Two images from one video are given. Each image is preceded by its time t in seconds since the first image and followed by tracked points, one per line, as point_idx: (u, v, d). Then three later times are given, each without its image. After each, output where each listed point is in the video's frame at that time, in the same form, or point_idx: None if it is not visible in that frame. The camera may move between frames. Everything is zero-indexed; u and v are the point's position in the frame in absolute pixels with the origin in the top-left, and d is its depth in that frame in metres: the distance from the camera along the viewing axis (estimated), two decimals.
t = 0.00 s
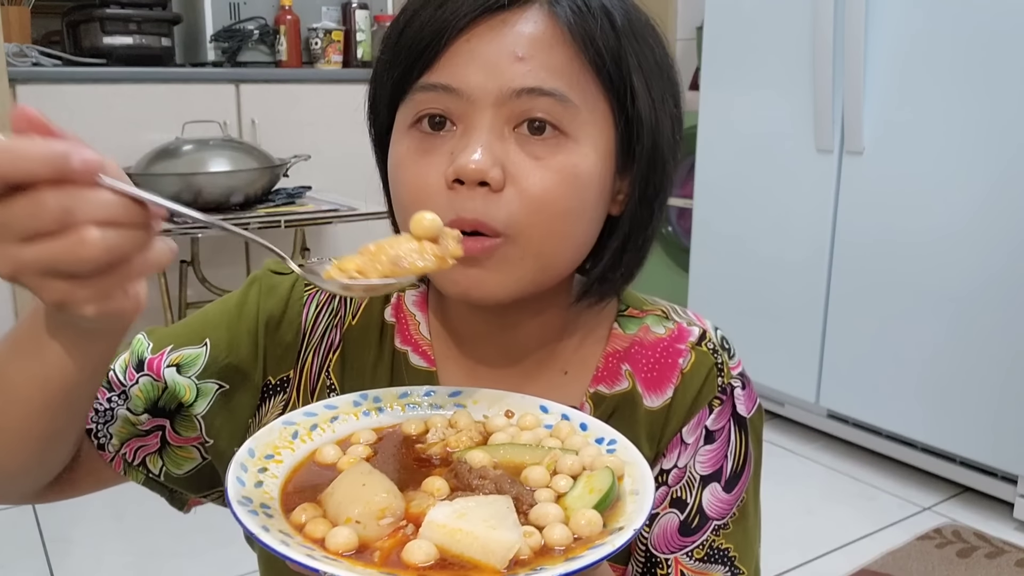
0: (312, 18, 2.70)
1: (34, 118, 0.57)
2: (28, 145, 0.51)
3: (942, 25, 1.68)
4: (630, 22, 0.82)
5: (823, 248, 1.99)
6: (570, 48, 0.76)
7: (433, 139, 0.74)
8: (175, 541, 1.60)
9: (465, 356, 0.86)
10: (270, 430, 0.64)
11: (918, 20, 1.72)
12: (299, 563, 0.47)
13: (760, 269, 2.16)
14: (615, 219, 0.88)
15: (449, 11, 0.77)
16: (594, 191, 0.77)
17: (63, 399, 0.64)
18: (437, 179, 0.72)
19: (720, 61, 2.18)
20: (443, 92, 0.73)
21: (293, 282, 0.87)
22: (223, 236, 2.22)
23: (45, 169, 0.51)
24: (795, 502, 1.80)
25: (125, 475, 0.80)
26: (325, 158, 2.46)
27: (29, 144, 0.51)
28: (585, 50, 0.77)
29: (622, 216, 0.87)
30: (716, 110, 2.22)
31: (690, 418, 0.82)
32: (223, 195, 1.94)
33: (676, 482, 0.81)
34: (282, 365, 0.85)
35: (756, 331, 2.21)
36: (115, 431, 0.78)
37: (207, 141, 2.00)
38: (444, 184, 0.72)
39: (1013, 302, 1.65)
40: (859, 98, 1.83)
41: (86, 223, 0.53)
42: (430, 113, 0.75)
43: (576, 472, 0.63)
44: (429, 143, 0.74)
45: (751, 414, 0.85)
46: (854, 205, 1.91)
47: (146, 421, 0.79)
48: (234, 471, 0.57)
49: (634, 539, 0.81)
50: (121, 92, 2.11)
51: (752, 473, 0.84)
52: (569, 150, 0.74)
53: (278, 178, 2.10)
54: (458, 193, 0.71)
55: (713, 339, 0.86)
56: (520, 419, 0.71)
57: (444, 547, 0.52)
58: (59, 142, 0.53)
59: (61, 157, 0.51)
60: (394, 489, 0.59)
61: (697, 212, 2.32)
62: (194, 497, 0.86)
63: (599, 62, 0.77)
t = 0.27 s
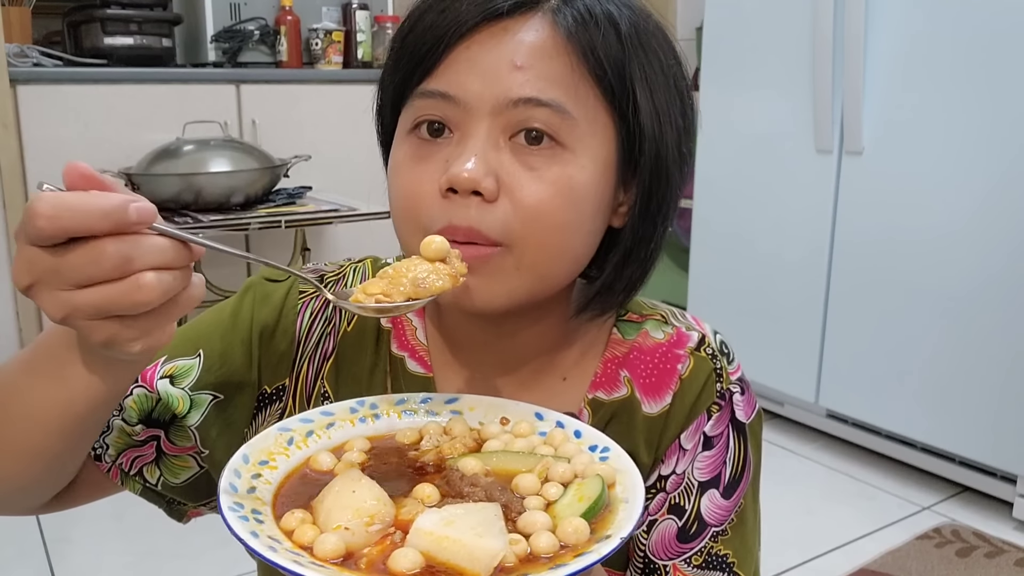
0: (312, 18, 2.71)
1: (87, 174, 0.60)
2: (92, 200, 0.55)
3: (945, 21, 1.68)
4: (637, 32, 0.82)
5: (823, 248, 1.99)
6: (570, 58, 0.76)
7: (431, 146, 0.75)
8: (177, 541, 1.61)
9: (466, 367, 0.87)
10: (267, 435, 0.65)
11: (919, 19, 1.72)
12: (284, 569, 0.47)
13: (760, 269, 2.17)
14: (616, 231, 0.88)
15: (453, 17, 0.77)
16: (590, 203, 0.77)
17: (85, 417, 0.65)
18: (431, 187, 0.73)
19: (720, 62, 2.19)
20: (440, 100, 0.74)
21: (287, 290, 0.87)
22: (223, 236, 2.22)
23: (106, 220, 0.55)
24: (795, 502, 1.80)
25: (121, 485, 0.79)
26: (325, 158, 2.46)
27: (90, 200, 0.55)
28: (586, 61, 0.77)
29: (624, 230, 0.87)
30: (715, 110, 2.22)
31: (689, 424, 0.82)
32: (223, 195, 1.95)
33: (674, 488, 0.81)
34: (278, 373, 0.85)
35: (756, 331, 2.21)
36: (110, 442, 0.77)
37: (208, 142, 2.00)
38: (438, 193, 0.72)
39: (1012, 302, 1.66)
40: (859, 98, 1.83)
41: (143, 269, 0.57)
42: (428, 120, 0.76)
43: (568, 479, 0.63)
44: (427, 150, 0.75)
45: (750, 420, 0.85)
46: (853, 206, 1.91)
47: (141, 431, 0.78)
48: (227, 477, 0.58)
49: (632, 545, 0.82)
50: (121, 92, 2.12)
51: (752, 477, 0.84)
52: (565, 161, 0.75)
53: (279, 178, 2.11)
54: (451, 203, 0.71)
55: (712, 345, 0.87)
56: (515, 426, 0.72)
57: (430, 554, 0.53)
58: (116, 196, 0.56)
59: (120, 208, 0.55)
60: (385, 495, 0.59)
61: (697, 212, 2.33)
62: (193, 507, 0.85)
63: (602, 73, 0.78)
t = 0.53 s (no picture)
0: (312, 18, 2.71)
1: (111, 191, 0.60)
2: (119, 215, 0.55)
3: (945, 20, 1.68)
4: (637, 34, 0.81)
5: (823, 248, 1.99)
6: (567, 61, 0.76)
7: (428, 149, 0.75)
8: (177, 541, 1.60)
9: (466, 368, 0.86)
10: (268, 426, 0.65)
11: (919, 18, 1.72)
12: (275, 553, 0.47)
13: (760, 269, 2.17)
14: (617, 234, 0.87)
15: (450, 19, 0.77)
16: (587, 208, 0.76)
17: (95, 423, 0.65)
18: (427, 192, 0.73)
19: (720, 61, 2.19)
20: (437, 102, 0.74)
21: (287, 292, 0.87)
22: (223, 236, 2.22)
23: (131, 237, 0.55)
24: (795, 502, 1.80)
25: (122, 487, 0.79)
26: (326, 158, 2.46)
27: (116, 216, 0.55)
28: (584, 64, 0.76)
29: (624, 236, 0.86)
30: (715, 110, 2.22)
31: (689, 424, 0.82)
32: (223, 195, 1.95)
33: (673, 488, 0.81)
34: (278, 375, 0.85)
35: (756, 331, 2.21)
36: (110, 444, 0.77)
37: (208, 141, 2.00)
38: (434, 198, 0.72)
39: (1012, 301, 1.66)
40: (859, 97, 1.83)
41: (167, 282, 0.57)
42: (425, 124, 0.76)
43: (563, 473, 0.64)
44: (424, 154, 0.75)
45: (750, 420, 0.86)
46: (853, 205, 1.91)
47: (141, 433, 0.78)
48: (226, 464, 0.58)
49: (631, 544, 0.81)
50: (121, 92, 2.12)
51: (751, 476, 0.85)
52: (562, 165, 0.74)
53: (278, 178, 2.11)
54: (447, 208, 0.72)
55: (712, 345, 0.87)
56: (514, 420, 0.72)
57: (421, 543, 0.53)
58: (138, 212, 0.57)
59: (144, 224, 0.55)
60: (381, 485, 0.60)
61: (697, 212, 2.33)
62: (193, 509, 0.85)
63: (599, 76, 0.77)
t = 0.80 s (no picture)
0: (312, 18, 2.71)
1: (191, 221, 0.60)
2: (206, 242, 0.55)
3: (943, 20, 1.68)
4: (616, 40, 0.77)
5: (823, 248, 1.99)
6: (541, 79, 0.72)
7: (403, 173, 0.72)
8: (177, 541, 1.60)
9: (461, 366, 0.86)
10: (271, 429, 0.65)
11: (918, 19, 1.72)
12: (281, 554, 0.47)
13: (760, 269, 2.17)
14: (603, 245, 0.83)
15: (420, 37, 0.74)
16: (570, 231, 0.73)
17: (118, 438, 0.63)
18: (404, 215, 0.71)
19: (720, 61, 2.19)
20: (410, 127, 0.71)
21: (286, 295, 0.87)
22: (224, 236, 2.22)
23: (216, 261, 0.55)
24: (795, 502, 1.80)
25: (125, 493, 0.79)
26: (326, 158, 2.46)
27: (200, 243, 0.55)
28: (558, 79, 0.73)
29: (611, 247, 0.82)
30: (715, 110, 2.22)
31: (688, 421, 0.83)
32: (223, 195, 1.95)
33: (673, 485, 0.81)
34: (278, 378, 0.85)
35: (756, 330, 2.21)
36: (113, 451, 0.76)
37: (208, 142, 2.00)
38: (410, 222, 0.71)
39: (1012, 302, 1.66)
40: (858, 96, 1.83)
41: (244, 305, 0.57)
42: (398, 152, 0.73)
43: (563, 473, 0.63)
44: (398, 176, 0.73)
45: (748, 416, 0.85)
46: (853, 206, 1.91)
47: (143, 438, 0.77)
48: (232, 466, 0.58)
49: (633, 542, 0.82)
50: (121, 92, 2.12)
51: (751, 472, 0.84)
52: (539, 187, 0.71)
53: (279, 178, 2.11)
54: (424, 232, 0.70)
55: (710, 342, 0.87)
56: (516, 422, 0.72)
57: (424, 545, 0.53)
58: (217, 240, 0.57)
59: (227, 250, 0.56)
60: (384, 487, 0.60)
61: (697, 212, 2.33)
62: (196, 514, 0.84)
63: (575, 91, 0.73)
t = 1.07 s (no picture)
0: (312, 18, 2.71)
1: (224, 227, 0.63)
2: (252, 239, 0.58)
3: (941, 21, 1.69)
4: (601, 57, 0.72)
5: (823, 248, 1.99)
6: (525, 115, 0.68)
7: (393, 214, 0.70)
8: (177, 540, 1.60)
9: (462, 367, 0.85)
10: (275, 426, 0.66)
11: (917, 19, 1.73)
12: (286, 546, 0.48)
13: (760, 269, 2.17)
14: (602, 253, 0.80)
15: (397, 77, 0.69)
16: (567, 261, 0.72)
17: (126, 438, 0.63)
18: (399, 255, 0.69)
19: (720, 61, 2.19)
20: (397, 174, 0.67)
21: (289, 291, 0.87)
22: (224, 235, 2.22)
23: (264, 257, 0.58)
24: (795, 501, 1.80)
25: (128, 488, 0.79)
26: (326, 158, 2.46)
27: (247, 239, 0.58)
28: (543, 113, 0.69)
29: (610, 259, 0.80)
30: (715, 110, 2.22)
31: (690, 416, 0.83)
32: (223, 195, 1.95)
33: (676, 479, 0.81)
34: (281, 374, 0.84)
35: (756, 330, 2.21)
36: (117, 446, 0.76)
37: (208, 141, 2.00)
38: (406, 261, 0.69)
39: (1012, 301, 1.66)
40: (858, 97, 1.84)
41: (284, 300, 0.60)
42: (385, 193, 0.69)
43: (565, 467, 0.63)
44: (388, 217, 0.70)
45: (749, 410, 0.85)
46: (853, 206, 1.91)
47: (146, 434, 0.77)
48: (237, 462, 0.58)
49: (637, 536, 0.82)
50: (121, 91, 2.12)
51: (753, 465, 0.84)
52: (534, 225, 0.69)
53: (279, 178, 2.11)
54: (422, 276, 0.68)
55: (710, 337, 0.87)
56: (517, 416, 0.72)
57: (427, 536, 0.53)
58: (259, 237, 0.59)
59: (273, 246, 0.58)
60: (387, 480, 0.60)
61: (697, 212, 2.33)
62: (198, 509, 0.85)
63: (562, 122, 0.69)
